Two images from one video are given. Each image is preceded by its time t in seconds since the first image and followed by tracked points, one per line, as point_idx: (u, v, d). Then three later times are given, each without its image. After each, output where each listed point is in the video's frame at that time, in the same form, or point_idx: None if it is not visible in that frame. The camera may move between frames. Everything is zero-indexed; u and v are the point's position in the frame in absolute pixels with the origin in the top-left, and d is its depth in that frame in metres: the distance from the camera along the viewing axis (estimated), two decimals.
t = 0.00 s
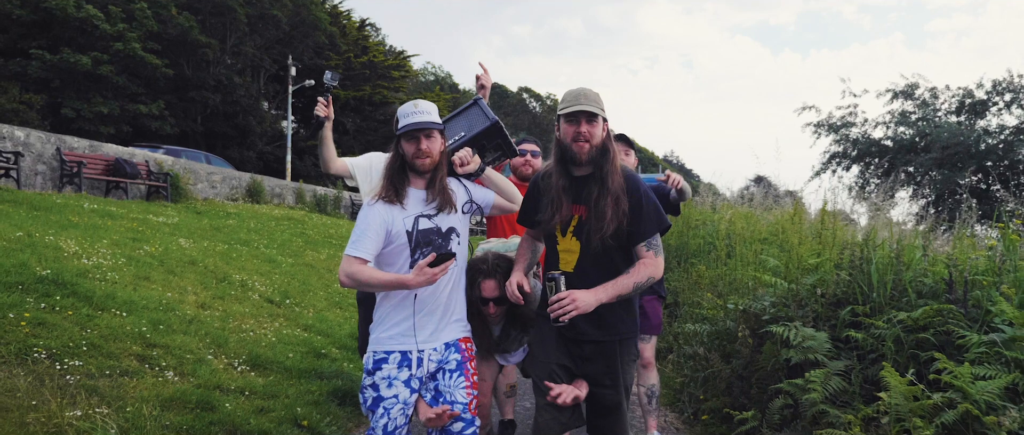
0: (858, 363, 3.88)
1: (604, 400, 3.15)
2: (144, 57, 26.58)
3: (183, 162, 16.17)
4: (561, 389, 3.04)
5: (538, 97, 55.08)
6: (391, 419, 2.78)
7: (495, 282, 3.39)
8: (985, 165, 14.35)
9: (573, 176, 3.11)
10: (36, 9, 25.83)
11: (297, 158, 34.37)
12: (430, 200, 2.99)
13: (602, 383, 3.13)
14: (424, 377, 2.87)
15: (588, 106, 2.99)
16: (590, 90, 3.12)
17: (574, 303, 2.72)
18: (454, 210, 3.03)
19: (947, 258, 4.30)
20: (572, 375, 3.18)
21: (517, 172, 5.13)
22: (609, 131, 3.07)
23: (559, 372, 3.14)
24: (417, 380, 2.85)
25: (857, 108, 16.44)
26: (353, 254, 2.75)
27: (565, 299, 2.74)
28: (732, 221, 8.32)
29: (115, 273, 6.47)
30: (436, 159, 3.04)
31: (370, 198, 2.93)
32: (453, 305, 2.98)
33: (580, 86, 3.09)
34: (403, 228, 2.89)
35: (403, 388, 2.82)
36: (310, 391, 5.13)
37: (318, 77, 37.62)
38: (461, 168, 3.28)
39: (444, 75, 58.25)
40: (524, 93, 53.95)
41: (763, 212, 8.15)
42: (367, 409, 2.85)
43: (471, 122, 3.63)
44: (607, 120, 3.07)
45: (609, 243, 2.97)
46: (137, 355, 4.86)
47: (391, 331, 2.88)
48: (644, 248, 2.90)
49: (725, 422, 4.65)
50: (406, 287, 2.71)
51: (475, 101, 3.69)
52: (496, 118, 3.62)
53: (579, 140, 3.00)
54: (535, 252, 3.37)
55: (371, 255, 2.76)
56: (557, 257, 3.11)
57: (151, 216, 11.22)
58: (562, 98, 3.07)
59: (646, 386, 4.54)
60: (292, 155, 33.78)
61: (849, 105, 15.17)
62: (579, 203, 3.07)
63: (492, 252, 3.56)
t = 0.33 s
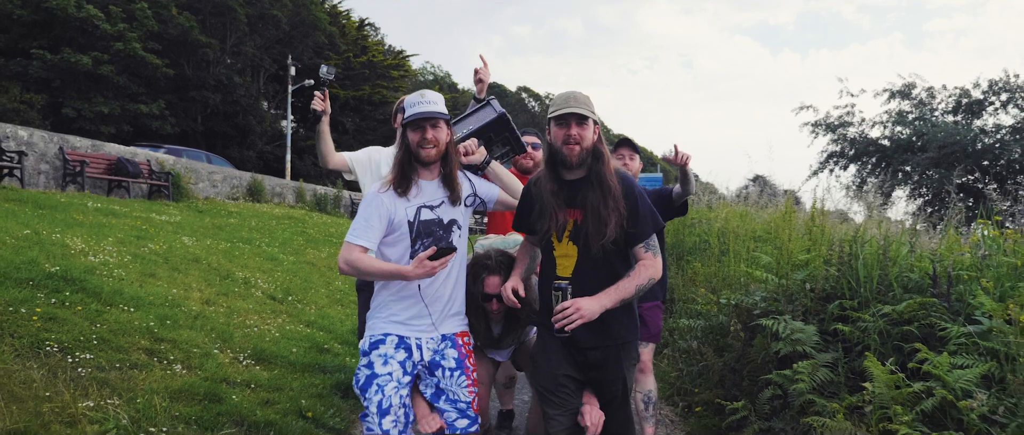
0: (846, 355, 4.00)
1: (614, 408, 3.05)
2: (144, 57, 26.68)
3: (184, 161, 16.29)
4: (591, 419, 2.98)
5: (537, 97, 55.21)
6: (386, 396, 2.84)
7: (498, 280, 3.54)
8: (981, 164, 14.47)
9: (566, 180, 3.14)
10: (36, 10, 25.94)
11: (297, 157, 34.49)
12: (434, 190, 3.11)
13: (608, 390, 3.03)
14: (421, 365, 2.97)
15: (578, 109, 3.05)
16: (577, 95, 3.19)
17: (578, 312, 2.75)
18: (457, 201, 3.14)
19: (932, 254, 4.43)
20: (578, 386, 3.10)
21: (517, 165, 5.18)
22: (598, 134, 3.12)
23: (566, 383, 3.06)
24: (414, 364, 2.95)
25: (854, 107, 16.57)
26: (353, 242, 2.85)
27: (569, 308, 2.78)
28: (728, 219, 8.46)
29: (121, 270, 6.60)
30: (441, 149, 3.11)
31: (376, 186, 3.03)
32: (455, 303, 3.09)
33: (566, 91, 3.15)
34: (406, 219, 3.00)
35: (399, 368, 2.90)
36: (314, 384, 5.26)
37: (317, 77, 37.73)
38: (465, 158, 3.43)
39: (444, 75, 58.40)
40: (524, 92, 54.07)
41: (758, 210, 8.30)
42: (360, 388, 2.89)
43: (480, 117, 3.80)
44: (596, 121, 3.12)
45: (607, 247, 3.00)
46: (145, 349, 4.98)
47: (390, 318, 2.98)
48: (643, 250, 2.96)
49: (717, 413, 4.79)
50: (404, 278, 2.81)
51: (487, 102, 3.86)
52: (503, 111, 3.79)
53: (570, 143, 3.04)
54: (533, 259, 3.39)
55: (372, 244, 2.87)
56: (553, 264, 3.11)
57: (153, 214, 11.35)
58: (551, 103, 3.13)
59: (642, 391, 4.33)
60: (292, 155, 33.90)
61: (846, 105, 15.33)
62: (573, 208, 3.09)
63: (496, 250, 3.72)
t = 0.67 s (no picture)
0: (834, 349, 4.13)
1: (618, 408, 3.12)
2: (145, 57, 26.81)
3: (186, 161, 16.41)
4: None
5: (537, 97, 55.33)
6: (383, 381, 2.95)
7: (501, 273, 3.68)
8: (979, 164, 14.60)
9: (560, 184, 3.23)
10: (37, 10, 26.05)
11: (297, 157, 34.62)
12: (430, 176, 3.22)
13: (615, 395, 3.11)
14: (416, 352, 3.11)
15: (569, 113, 3.12)
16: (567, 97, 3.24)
17: (590, 322, 2.89)
18: (454, 188, 3.26)
19: (918, 251, 4.57)
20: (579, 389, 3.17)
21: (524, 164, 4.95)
22: (589, 135, 3.19)
23: (566, 386, 3.13)
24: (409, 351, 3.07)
25: (852, 107, 16.70)
26: (348, 226, 2.98)
27: (580, 319, 2.90)
28: (724, 218, 8.61)
29: (128, 268, 6.73)
30: (437, 135, 3.22)
31: (374, 170, 3.16)
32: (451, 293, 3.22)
33: (557, 93, 3.21)
34: (401, 203, 3.12)
35: (396, 354, 3.02)
36: (318, 378, 5.40)
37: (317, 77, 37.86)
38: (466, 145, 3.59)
39: (443, 75, 58.55)
40: (524, 92, 54.17)
41: (753, 209, 8.45)
42: (356, 372, 2.97)
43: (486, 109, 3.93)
44: (587, 123, 3.19)
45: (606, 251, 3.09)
46: (154, 344, 5.12)
47: (387, 303, 3.07)
48: (643, 252, 3.10)
49: (710, 407, 4.92)
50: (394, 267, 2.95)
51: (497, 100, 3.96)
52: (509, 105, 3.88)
53: (562, 147, 3.12)
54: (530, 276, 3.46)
55: (366, 228, 3.01)
56: (551, 269, 3.18)
57: (156, 214, 11.47)
58: (542, 107, 3.19)
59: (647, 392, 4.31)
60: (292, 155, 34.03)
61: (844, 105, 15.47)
62: (569, 211, 3.17)
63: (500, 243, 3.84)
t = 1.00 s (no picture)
0: (823, 343, 4.24)
1: (621, 404, 2.91)
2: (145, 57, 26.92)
3: (187, 160, 16.53)
4: None
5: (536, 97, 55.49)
6: (371, 390, 2.94)
7: (491, 273, 3.79)
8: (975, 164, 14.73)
9: (562, 174, 3.15)
10: (38, 10, 26.14)
11: (297, 157, 34.73)
12: (419, 174, 3.22)
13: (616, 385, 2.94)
14: (403, 357, 3.09)
15: (571, 100, 3.03)
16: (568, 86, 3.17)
17: (609, 314, 2.79)
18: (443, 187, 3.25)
19: (903, 248, 4.70)
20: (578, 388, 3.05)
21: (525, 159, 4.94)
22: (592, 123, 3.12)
23: (564, 383, 3.00)
24: (396, 357, 3.06)
25: (850, 107, 16.84)
26: (333, 227, 2.97)
27: (599, 310, 2.80)
28: (720, 216, 8.74)
29: (133, 265, 6.85)
30: (425, 133, 3.23)
31: (362, 169, 3.16)
32: (439, 294, 3.19)
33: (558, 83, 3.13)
34: (389, 203, 3.11)
35: (383, 361, 3.01)
36: (320, 372, 5.52)
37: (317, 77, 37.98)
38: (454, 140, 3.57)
39: (443, 75, 58.67)
40: (523, 92, 54.29)
41: (749, 207, 8.59)
42: (343, 379, 2.94)
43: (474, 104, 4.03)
44: (590, 112, 3.11)
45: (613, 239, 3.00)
46: (160, 339, 5.24)
47: (374, 307, 3.04)
48: (651, 237, 2.98)
49: (704, 400, 5.04)
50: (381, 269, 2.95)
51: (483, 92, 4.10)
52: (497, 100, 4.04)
53: (565, 135, 3.05)
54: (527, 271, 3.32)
55: (352, 229, 2.99)
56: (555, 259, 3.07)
57: (159, 212, 11.58)
58: (544, 96, 3.11)
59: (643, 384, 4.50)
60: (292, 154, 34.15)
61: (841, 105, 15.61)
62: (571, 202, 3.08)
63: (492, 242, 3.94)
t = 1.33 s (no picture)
0: (813, 336, 4.34)
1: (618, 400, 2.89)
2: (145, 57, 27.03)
3: (188, 160, 16.64)
4: None
5: (535, 97, 55.58)
6: (356, 397, 2.94)
7: (479, 264, 3.84)
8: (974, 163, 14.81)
9: (570, 161, 3.14)
10: (38, 10, 26.24)
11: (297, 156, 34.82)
12: (396, 175, 3.24)
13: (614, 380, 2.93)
14: (386, 363, 3.10)
15: (582, 85, 3.01)
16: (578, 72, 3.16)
17: (626, 301, 2.77)
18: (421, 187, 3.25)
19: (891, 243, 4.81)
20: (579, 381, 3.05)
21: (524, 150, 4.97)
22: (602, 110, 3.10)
23: (565, 378, 3.02)
24: (379, 362, 3.07)
25: (847, 107, 16.95)
26: (309, 231, 2.99)
27: (618, 299, 2.78)
28: (716, 214, 8.87)
29: (138, 262, 6.97)
30: (401, 132, 3.25)
31: (337, 171, 3.17)
32: (422, 296, 3.20)
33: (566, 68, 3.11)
34: (365, 205, 3.13)
35: (366, 367, 3.02)
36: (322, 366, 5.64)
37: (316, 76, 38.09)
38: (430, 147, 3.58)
39: (442, 75, 58.75)
40: (522, 92, 54.37)
41: (744, 205, 8.71)
42: (326, 387, 2.96)
43: (447, 105, 4.07)
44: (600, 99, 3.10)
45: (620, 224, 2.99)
46: (166, 333, 5.36)
47: (353, 311, 3.07)
48: (663, 223, 2.97)
49: (697, 393, 5.14)
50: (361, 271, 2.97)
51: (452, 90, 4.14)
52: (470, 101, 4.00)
53: (574, 121, 3.05)
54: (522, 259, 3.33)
55: (329, 232, 3.01)
56: (561, 246, 3.04)
57: (161, 211, 11.69)
58: (553, 80, 3.09)
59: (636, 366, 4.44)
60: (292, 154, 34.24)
61: (840, 104, 15.76)
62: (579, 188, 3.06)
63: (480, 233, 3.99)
